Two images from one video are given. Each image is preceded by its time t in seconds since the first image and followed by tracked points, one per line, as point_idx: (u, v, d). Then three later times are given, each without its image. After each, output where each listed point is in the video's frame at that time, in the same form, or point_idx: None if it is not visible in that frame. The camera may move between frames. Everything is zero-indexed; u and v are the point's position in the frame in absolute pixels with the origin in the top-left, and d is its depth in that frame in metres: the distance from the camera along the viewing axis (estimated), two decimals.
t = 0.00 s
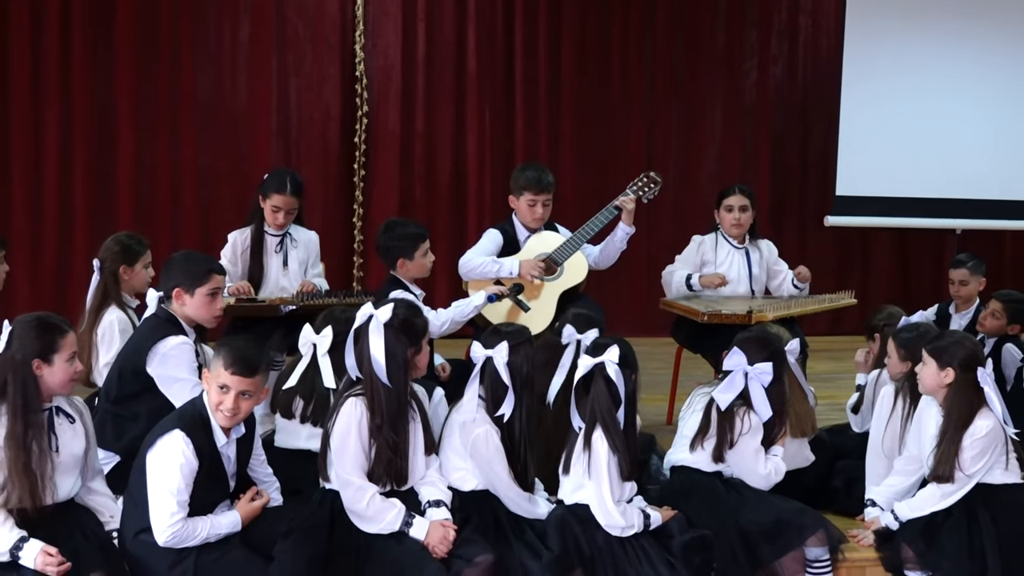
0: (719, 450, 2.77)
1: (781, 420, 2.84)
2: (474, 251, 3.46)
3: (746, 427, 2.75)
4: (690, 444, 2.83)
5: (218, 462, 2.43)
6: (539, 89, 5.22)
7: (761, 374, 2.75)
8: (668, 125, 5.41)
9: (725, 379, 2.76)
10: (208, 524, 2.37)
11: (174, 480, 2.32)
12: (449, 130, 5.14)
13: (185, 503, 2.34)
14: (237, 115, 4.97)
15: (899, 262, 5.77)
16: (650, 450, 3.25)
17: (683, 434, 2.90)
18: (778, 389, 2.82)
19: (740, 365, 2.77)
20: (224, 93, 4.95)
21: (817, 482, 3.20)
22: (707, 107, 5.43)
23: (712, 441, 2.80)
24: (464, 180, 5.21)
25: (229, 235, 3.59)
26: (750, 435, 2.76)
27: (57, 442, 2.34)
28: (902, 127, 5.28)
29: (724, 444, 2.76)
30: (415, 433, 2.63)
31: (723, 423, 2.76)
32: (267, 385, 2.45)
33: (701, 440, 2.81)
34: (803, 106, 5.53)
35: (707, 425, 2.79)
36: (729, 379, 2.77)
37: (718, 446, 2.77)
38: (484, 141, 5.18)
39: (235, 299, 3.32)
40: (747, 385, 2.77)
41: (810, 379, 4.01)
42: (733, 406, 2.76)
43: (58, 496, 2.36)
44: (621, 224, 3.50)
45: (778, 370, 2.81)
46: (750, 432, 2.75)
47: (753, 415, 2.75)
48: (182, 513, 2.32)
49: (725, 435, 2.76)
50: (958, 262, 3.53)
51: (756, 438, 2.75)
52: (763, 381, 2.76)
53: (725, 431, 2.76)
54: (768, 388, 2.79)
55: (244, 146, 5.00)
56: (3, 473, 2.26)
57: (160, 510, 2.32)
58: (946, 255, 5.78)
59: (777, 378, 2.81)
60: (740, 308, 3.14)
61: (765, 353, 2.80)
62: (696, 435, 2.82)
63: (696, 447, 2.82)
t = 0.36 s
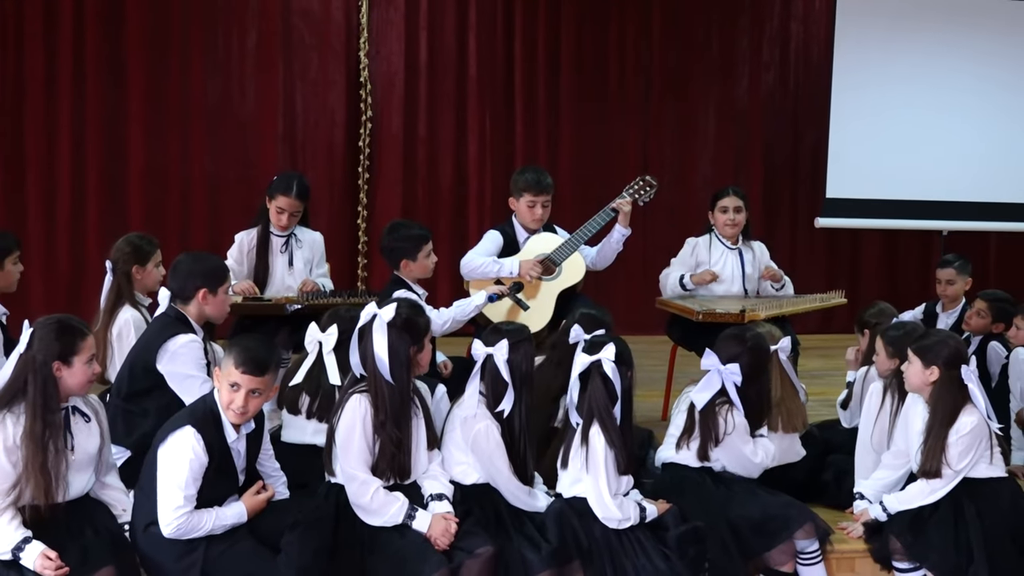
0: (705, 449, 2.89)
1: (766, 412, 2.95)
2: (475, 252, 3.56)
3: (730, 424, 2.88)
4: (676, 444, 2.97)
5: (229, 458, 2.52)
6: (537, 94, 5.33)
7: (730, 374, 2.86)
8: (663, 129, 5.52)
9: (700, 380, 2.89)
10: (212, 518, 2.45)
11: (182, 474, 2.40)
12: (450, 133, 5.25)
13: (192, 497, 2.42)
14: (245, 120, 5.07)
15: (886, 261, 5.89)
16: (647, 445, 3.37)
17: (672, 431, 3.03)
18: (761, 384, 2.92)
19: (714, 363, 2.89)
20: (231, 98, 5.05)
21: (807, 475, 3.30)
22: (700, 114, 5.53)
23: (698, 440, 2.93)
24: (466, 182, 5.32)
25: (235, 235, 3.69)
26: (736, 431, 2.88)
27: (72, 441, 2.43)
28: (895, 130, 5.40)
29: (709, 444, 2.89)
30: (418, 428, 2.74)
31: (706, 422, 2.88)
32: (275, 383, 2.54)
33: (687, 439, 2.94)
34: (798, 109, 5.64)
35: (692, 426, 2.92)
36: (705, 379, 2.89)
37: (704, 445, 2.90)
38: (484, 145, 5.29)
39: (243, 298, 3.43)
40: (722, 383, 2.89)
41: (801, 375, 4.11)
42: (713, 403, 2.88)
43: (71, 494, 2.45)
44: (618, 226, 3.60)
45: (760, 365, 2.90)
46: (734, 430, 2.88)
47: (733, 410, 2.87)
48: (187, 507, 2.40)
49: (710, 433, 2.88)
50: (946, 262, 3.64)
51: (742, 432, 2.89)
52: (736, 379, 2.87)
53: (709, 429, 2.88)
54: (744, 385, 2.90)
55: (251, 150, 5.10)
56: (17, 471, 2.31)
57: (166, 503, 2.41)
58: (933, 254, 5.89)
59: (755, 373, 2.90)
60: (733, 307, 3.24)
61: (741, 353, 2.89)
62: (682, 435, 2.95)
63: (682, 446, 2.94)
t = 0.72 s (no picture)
0: (693, 438, 3.02)
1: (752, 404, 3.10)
2: (476, 253, 3.66)
3: (719, 417, 3.02)
4: (668, 437, 3.09)
5: (236, 452, 2.55)
6: (536, 99, 5.45)
7: (718, 365, 2.98)
8: (659, 133, 5.63)
9: (689, 371, 3.01)
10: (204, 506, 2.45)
11: (183, 461, 2.43)
12: (452, 138, 5.37)
13: (189, 484, 2.44)
14: (254, 124, 5.19)
15: (874, 261, 6.02)
16: (643, 440, 3.48)
17: (664, 428, 3.16)
18: (751, 377, 3.06)
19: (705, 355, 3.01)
20: (240, 104, 5.17)
21: (797, 469, 3.40)
22: (694, 118, 5.64)
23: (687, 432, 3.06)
24: (467, 184, 5.44)
25: (243, 236, 3.81)
26: (726, 423, 3.02)
27: (89, 437, 2.49)
28: (888, 133, 5.51)
29: (697, 436, 3.01)
30: (420, 423, 2.84)
31: (695, 412, 3.01)
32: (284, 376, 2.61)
33: (679, 432, 3.06)
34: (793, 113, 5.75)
35: (682, 419, 3.05)
36: (695, 371, 3.01)
37: (692, 436, 3.02)
38: (485, 148, 5.40)
39: (250, 297, 3.54)
40: (711, 375, 3.02)
41: (790, 372, 4.23)
42: (702, 394, 3.02)
43: (87, 488, 2.51)
44: (614, 228, 3.71)
45: (750, 359, 3.03)
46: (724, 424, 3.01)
47: (720, 403, 3.02)
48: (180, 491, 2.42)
49: (700, 425, 3.01)
50: (932, 263, 3.75)
51: (732, 424, 3.02)
52: (723, 369, 2.99)
53: (698, 421, 3.01)
54: (733, 377, 3.03)
55: (259, 153, 5.21)
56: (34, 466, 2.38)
57: (162, 481, 2.43)
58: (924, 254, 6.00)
59: (743, 366, 3.03)
60: (726, 306, 3.34)
61: (730, 348, 3.03)
62: (674, 428, 3.07)
63: (673, 439, 3.07)
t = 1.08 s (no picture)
0: (688, 430, 3.13)
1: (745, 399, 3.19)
2: (476, 254, 3.76)
3: (716, 411, 3.13)
4: (663, 430, 3.20)
5: (245, 447, 2.66)
6: (535, 103, 5.56)
7: (724, 357, 3.10)
8: (654, 136, 5.74)
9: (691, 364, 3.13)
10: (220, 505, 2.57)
11: (198, 463, 2.54)
12: (453, 141, 5.48)
13: (205, 484, 2.55)
14: (260, 128, 5.30)
15: (867, 259, 6.13)
16: (639, 434, 3.59)
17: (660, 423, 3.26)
18: (745, 372, 3.17)
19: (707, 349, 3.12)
20: (247, 109, 5.28)
21: (788, 464, 3.50)
22: (690, 122, 5.75)
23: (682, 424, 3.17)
24: (467, 186, 5.54)
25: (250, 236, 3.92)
26: (722, 418, 3.13)
27: (100, 432, 2.59)
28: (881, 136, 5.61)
29: (693, 428, 3.13)
30: (424, 419, 2.93)
31: (692, 406, 3.12)
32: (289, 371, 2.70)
33: (674, 424, 3.17)
34: (789, 116, 5.85)
35: (678, 410, 3.17)
36: (696, 364, 3.13)
37: (686, 428, 3.14)
38: (485, 151, 5.51)
39: (256, 295, 3.64)
40: (714, 368, 3.13)
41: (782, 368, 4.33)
42: (700, 387, 3.14)
43: (98, 481, 2.59)
44: (610, 229, 3.81)
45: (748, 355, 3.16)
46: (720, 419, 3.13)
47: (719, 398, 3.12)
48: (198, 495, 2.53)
49: (696, 418, 3.12)
50: (919, 263, 3.85)
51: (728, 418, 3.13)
52: (728, 362, 3.11)
53: (694, 414, 3.12)
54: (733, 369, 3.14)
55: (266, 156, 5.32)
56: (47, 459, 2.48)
57: (178, 492, 2.53)
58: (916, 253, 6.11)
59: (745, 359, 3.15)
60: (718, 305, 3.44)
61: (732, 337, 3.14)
62: (669, 420, 3.19)
63: (669, 432, 3.18)
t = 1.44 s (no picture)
0: (706, 419, 3.15)
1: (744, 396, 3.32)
2: (476, 253, 3.87)
3: (731, 398, 3.17)
4: (677, 421, 3.20)
5: (254, 440, 2.77)
6: (535, 106, 5.68)
7: (732, 348, 3.16)
8: (650, 139, 5.86)
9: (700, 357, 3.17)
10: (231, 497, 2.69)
11: (210, 457, 2.65)
12: (455, 143, 5.60)
13: (216, 476, 2.66)
14: (268, 131, 5.42)
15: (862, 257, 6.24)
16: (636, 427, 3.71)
17: (663, 413, 3.26)
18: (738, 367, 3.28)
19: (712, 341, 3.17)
20: (255, 112, 5.39)
21: (779, 457, 3.62)
22: (686, 125, 5.86)
23: (697, 414, 3.18)
24: (468, 187, 5.66)
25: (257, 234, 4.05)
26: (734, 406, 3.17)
27: (110, 425, 2.69)
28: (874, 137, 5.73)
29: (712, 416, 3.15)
30: (425, 410, 3.05)
31: (708, 395, 3.15)
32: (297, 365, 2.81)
33: (687, 414, 3.18)
34: (784, 118, 5.96)
35: (691, 400, 3.17)
36: (703, 357, 3.18)
37: (705, 417, 3.15)
38: (485, 154, 5.63)
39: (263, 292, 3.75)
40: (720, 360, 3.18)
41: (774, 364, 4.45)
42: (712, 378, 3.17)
43: (109, 472, 2.71)
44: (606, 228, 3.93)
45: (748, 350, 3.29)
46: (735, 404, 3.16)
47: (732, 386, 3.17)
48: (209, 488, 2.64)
49: (712, 405, 3.15)
50: (906, 262, 3.97)
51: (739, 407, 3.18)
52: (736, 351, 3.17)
53: (710, 402, 3.15)
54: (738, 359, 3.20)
55: (273, 158, 5.43)
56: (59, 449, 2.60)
57: (191, 485, 2.65)
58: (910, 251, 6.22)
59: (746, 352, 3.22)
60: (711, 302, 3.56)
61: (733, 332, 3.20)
62: (682, 410, 3.19)
63: (684, 421, 3.19)
